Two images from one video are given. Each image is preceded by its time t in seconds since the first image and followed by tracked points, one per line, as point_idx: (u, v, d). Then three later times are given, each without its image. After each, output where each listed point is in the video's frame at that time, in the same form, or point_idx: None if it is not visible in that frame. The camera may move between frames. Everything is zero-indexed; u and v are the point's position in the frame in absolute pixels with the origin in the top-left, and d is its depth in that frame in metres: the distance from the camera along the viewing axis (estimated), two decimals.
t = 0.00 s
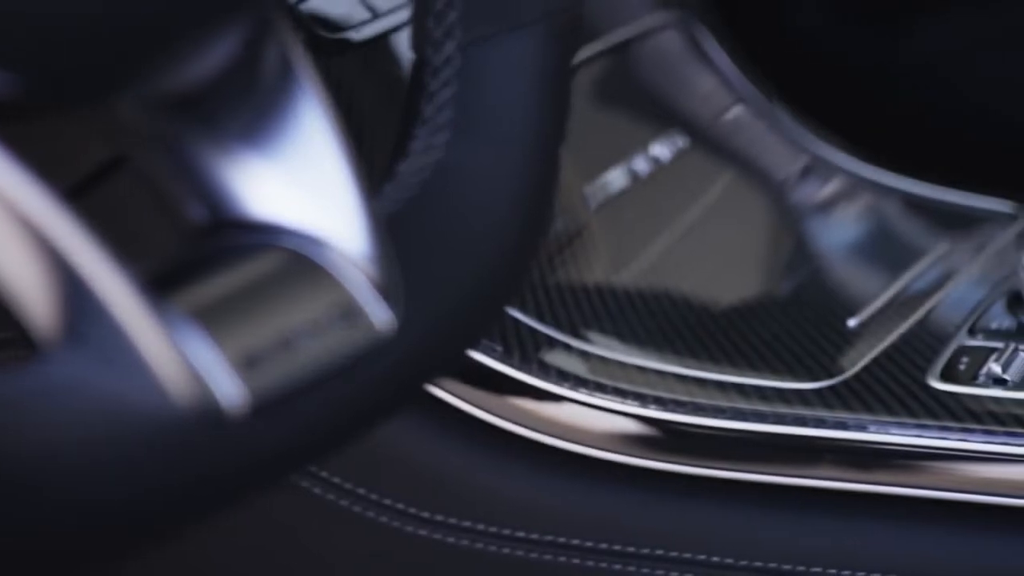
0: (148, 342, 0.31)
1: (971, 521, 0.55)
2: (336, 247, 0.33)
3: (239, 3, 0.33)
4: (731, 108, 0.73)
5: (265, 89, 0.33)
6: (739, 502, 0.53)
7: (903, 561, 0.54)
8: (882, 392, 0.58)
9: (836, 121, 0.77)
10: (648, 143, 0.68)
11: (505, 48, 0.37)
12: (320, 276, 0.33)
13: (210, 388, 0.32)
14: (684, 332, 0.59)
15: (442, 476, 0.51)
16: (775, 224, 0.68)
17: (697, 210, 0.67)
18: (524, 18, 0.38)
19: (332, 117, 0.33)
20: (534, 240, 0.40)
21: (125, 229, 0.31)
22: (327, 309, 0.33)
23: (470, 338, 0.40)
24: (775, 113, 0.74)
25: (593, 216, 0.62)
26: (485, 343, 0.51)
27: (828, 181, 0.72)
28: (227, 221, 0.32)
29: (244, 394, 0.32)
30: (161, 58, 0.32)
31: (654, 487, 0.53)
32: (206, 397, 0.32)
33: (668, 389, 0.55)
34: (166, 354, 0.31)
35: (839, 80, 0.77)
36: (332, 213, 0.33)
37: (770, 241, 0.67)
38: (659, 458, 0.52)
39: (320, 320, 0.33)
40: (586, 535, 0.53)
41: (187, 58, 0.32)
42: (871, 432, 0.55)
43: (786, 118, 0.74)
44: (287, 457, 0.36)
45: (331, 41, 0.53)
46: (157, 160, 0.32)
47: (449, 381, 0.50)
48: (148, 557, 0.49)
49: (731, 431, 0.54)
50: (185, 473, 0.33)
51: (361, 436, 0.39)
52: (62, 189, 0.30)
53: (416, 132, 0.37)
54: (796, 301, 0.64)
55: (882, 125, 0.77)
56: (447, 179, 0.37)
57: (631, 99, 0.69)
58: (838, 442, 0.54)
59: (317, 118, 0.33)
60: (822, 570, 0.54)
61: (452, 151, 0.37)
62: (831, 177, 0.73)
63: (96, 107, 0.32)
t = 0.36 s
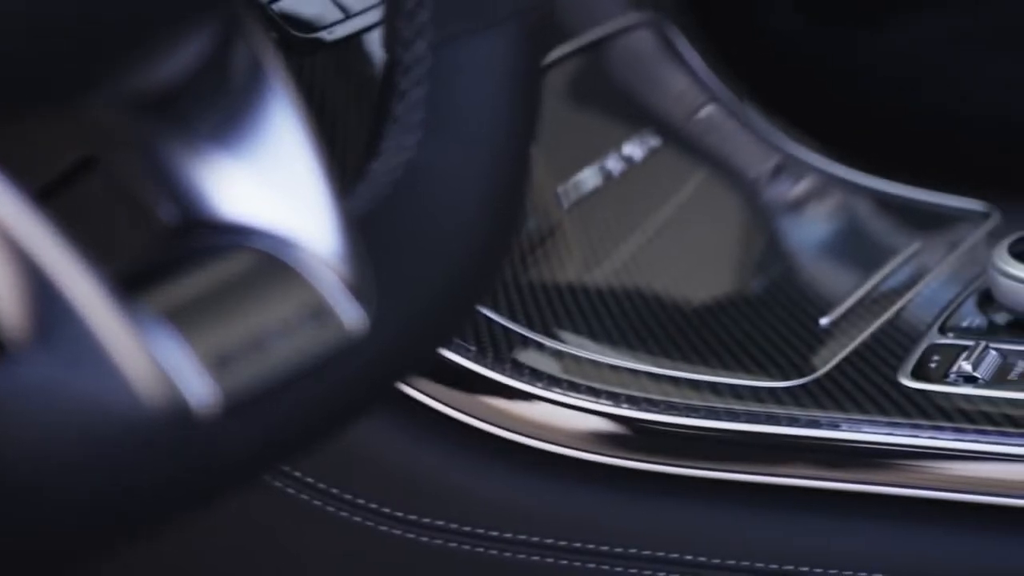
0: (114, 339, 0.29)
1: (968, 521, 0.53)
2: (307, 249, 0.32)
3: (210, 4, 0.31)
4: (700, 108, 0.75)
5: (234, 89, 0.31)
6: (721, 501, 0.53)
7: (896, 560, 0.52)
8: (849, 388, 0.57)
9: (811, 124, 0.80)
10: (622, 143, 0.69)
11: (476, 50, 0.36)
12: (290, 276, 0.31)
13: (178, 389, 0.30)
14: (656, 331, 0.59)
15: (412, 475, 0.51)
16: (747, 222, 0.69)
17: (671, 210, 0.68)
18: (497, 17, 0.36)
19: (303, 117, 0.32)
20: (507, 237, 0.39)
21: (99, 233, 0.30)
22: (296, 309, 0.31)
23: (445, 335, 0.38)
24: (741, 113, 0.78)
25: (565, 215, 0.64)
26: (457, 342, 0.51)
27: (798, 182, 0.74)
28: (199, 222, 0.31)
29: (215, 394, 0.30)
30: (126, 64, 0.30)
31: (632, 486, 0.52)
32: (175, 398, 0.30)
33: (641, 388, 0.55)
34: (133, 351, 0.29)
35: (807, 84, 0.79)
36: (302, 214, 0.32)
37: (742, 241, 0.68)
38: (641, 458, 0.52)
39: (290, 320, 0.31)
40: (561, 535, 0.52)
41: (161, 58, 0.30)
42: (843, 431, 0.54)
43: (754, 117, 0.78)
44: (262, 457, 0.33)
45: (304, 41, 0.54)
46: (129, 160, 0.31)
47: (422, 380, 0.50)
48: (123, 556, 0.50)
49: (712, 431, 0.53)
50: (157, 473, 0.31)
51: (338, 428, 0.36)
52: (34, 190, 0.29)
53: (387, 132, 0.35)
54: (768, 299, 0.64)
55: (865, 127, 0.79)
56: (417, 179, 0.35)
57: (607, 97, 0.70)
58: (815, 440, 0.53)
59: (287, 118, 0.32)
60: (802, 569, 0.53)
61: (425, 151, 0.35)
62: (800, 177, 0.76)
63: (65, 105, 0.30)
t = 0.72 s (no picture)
0: (83, 340, 0.29)
1: (959, 521, 0.52)
2: (278, 249, 0.31)
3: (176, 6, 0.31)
4: (673, 108, 0.76)
5: (203, 90, 0.31)
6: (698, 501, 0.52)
7: (887, 561, 0.52)
8: (822, 386, 0.56)
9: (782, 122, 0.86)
10: (596, 142, 0.69)
11: (449, 52, 0.34)
12: (261, 276, 0.30)
13: (147, 389, 0.29)
14: (628, 331, 0.59)
15: (383, 473, 0.51)
16: (718, 222, 0.70)
17: (641, 211, 0.68)
18: (466, 17, 0.35)
19: (273, 119, 0.31)
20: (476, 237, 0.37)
21: (71, 236, 0.30)
22: (266, 309, 0.31)
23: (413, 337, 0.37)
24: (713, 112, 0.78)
25: (538, 214, 0.64)
26: (427, 342, 0.52)
27: (770, 180, 0.75)
28: (169, 222, 0.31)
29: (186, 392, 0.30)
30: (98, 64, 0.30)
31: (609, 484, 0.52)
32: (144, 399, 0.29)
33: (613, 388, 0.55)
34: (101, 352, 0.29)
35: (761, 86, 0.85)
36: (274, 214, 0.31)
37: (713, 241, 0.68)
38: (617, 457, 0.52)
39: (260, 321, 0.31)
40: (534, 535, 0.52)
41: (129, 60, 0.30)
42: (815, 429, 0.53)
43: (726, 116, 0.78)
44: (234, 456, 0.32)
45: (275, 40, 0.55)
46: (99, 162, 0.31)
47: (394, 380, 0.50)
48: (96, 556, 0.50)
49: (689, 431, 0.53)
50: (128, 473, 0.30)
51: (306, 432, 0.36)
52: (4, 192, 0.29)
53: (358, 132, 0.34)
54: (740, 298, 0.64)
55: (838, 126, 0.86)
56: (390, 180, 0.34)
57: (579, 97, 0.71)
58: (787, 438, 0.52)
59: (258, 119, 0.31)
60: (777, 567, 0.52)
61: (395, 151, 0.34)
62: (772, 176, 0.76)
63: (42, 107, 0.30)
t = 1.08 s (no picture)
0: (48, 336, 0.28)
1: (939, 527, 0.51)
2: (246, 250, 0.30)
3: (143, 5, 0.30)
4: (645, 107, 0.76)
5: (169, 89, 0.30)
6: (671, 499, 0.52)
7: (877, 560, 0.51)
8: (792, 385, 0.56)
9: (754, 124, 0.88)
10: (568, 142, 0.69)
11: (421, 54, 0.33)
12: (229, 277, 0.29)
13: (112, 389, 0.28)
14: (600, 330, 0.59)
15: (354, 473, 0.51)
16: (690, 222, 0.70)
17: (609, 212, 0.68)
18: (436, 20, 0.33)
19: (242, 118, 0.30)
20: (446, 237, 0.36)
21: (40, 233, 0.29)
22: (234, 309, 0.30)
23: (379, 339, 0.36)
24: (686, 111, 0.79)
25: (509, 216, 0.64)
26: (399, 341, 0.52)
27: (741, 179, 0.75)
28: (137, 223, 0.30)
29: (153, 392, 0.29)
30: (65, 65, 0.30)
31: (575, 485, 0.52)
32: (109, 398, 0.28)
33: (584, 387, 0.55)
34: (67, 350, 0.28)
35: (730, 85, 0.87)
36: (242, 214, 0.30)
37: (684, 241, 0.68)
38: (586, 455, 0.52)
39: (229, 321, 0.30)
40: (507, 535, 0.52)
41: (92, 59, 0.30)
42: (786, 427, 0.53)
43: (698, 115, 0.79)
44: (196, 464, 0.31)
45: (247, 42, 0.55)
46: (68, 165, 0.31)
47: (367, 381, 0.50)
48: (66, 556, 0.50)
49: (659, 429, 0.53)
50: (93, 480, 0.29)
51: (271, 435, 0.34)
52: None
53: (329, 131, 0.33)
54: (711, 297, 0.64)
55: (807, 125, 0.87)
56: (361, 181, 0.32)
57: (552, 97, 0.71)
58: (758, 437, 0.53)
59: (227, 120, 0.30)
60: (747, 566, 0.52)
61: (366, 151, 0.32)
62: (743, 175, 0.76)
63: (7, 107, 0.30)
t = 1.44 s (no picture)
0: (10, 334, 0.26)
1: (909, 520, 0.51)
2: (214, 252, 0.28)
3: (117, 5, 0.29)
4: (618, 106, 0.76)
5: (138, 84, 0.29)
6: (650, 500, 0.52)
7: (855, 558, 0.51)
8: (764, 384, 0.56)
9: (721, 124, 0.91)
10: (542, 141, 0.69)
11: (391, 52, 0.33)
12: (198, 277, 0.28)
13: (78, 390, 0.27)
14: (572, 330, 0.59)
15: (325, 471, 0.51)
16: (663, 222, 0.70)
17: (579, 211, 0.68)
18: (408, 17, 0.33)
19: (210, 118, 0.29)
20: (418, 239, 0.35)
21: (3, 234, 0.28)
22: (205, 309, 0.28)
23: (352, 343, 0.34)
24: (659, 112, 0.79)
25: (481, 215, 0.63)
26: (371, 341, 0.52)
27: (712, 178, 0.76)
28: (104, 221, 0.28)
29: (121, 394, 0.27)
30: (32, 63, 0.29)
31: (548, 485, 0.52)
32: (74, 399, 0.26)
33: (556, 387, 0.55)
34: (30, 347, 0.26)
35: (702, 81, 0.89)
36: (211, 216, 0.29)
37: (655, 240, 0.68)
38: (558, 454, 0.52)
39: (199, 321, 0.28)
40: (480, 535, 0.52)
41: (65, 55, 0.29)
42: (757, 426, 0.53)
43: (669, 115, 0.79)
44: (160, 470, 0.29)
45: (218, 42, 0.55)
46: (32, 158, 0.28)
47: (338, 380, 0.51)
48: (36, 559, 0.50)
49: (630, 429, 0.53)
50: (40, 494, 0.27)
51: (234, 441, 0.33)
52: None
53: (299, 133, 0.33)
54: (683, 296, 0.64)
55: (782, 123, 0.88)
56: (331, 180, 0.32)
57: (524, 96, 0.71)
58: (728, 436, 0.53)
59: (196, 120, 0.29)
60: (718, 565, 0.52)
61: (337, 150, 0.32)
62: (713, 175, 0.76)
63: None
